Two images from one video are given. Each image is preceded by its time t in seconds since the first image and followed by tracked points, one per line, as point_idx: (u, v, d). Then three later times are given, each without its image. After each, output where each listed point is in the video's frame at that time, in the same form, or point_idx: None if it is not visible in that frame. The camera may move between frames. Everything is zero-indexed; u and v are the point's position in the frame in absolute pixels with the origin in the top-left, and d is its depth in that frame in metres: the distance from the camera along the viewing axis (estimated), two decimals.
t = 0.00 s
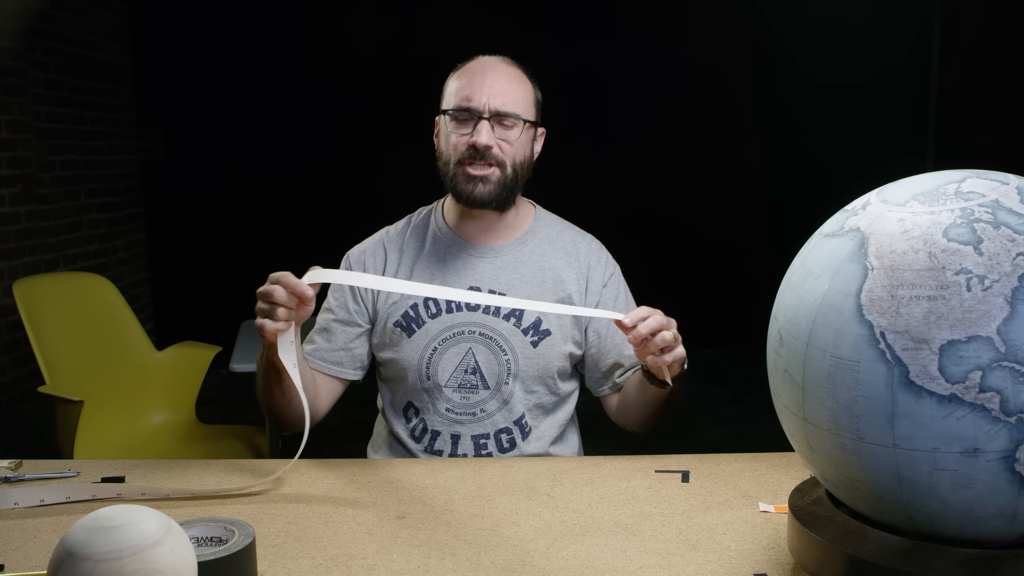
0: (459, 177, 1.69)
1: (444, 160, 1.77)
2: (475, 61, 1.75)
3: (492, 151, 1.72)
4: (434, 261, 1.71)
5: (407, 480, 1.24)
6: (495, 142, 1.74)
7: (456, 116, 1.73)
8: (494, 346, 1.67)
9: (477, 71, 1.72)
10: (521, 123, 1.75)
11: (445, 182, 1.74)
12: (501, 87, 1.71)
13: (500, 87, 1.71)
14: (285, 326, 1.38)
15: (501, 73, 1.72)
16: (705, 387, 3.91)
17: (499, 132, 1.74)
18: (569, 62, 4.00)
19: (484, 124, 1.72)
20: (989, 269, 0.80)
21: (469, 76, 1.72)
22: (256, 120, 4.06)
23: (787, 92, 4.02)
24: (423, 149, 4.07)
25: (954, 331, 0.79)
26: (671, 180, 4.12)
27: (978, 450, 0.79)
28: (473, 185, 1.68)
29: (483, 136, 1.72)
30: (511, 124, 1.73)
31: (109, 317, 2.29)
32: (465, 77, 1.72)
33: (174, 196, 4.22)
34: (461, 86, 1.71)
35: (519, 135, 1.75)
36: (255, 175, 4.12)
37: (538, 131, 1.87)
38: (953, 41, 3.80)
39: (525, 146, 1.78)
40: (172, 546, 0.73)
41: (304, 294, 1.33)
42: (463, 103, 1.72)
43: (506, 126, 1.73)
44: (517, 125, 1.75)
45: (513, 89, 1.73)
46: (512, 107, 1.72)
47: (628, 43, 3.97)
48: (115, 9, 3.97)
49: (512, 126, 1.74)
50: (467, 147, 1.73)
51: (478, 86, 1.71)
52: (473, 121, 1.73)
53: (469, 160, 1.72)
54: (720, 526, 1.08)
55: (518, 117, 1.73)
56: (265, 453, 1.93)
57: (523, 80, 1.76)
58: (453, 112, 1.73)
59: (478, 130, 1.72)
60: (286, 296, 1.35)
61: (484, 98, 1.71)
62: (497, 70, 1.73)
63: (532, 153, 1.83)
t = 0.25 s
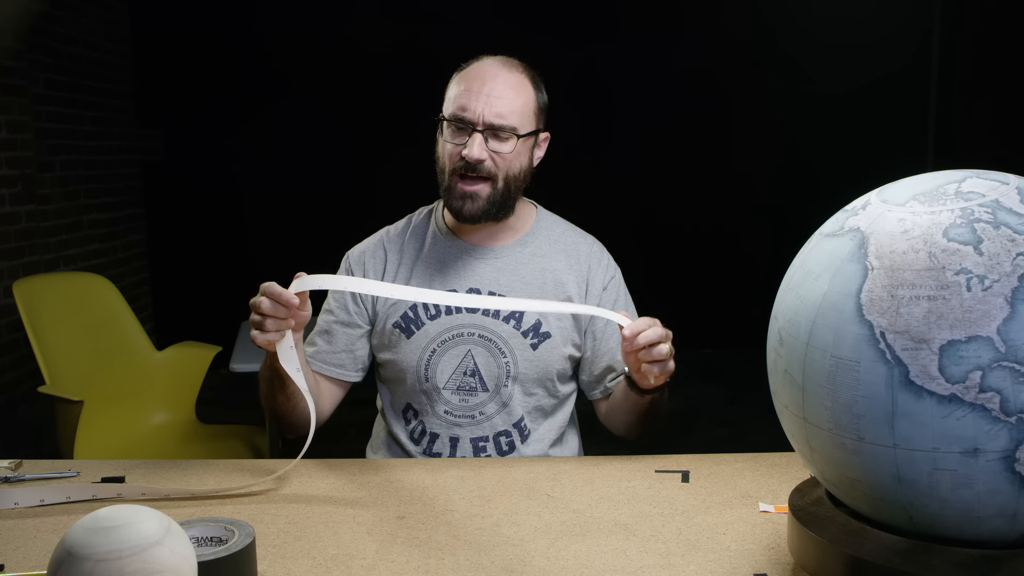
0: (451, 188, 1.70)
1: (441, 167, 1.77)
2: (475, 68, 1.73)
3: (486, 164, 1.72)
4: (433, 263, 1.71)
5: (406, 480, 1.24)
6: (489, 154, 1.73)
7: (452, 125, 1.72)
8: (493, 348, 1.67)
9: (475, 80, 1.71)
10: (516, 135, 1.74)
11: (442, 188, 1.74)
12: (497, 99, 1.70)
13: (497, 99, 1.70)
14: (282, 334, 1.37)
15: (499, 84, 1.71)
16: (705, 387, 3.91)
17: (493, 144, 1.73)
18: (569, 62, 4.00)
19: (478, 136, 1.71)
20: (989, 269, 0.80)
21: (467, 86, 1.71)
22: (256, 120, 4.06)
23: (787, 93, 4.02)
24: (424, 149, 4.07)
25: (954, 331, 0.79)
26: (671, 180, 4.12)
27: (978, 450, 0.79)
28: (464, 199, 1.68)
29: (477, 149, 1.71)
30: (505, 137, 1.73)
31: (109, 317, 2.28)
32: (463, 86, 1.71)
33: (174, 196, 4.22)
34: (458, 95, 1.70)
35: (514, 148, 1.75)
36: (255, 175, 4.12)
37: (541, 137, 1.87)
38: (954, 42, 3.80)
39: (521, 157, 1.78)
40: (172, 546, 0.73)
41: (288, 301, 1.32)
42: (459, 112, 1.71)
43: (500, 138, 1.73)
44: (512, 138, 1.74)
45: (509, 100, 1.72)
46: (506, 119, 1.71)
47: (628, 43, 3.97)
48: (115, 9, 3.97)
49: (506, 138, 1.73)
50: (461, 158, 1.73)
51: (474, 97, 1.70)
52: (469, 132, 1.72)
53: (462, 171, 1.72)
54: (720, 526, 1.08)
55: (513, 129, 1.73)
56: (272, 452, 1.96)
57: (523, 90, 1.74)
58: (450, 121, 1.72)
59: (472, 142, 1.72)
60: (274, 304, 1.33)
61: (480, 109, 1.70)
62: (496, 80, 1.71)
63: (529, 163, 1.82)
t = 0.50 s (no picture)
0: (461, 183, 1.70)
1: (444, 167, 1.78)
2: (469, 66, 1.74)
3: (493, 156, 1.73)
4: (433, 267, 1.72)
5: (406, 480, 1.24)
6: (495, 146, 1.74)
7: (453, 122, 1.73)
8: (493, 353, 1.67)
9: (470, 76, 1.72)
10: (520, 124, 1.75)
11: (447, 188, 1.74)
12: (497, 91, 1.71)
13: (496, 91, 1.71)
14: (293, 348, 1.39)
15: (495, 76, 1.72)
16: (705, 387, 3.91)
17: (498, 136, 1.74)
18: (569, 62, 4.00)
19: (482, 129, 1.72)
20: (990, 269, 0.80)
21: (463, 83, 1.72)
22: (256, 120, 4.06)
23: (787, 93, 4.02)
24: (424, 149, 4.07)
25: (954, 331, 0.79)
26: (671, 180, 4.12)
27: (978, 450, 0.79)
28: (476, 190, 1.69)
29: (482, 141, 1.72)
30: (510, 127, 1.74)
31: (109, 317, 2.28)
32: (459, 84, 1.72)
33: (174, 196, 4.22)
34: (457, 91, 1.71)
35: (519, 137, 1.75)
36: (256, 176, 4.13)
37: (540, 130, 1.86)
38: (954, 42, 3.80)
39: (526, 147, 1.78)
40: (173, 546, 0.73)
41: (300, 317, 1.33)
42: (460, 108, 1.72)
43: (505, 129, 1.74)
44: (516, 127, 1.75)
45: (510, 90, 1.73)
46: (510, 109, 1.72)
47: (628, 43, 3.97)
48: (115, 9, 3.97)
49: (511, 128, 1.74)
50: (467, 153, 1.74)
51: (474, 91, 1.71)
52: (471, 127, 1.73)
53: (469, 167, 1.73)
54: (720, 526, 1.08)
55: (517, 118, 1.74)
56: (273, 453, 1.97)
57: (519, 81, 1.76)
58: (450, 118, 1.73)
59: (478, 135, 1.73)
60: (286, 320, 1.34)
61: (481, 103, 1.71)
62: (491, 73, 1.72)
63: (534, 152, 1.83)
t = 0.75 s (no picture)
0: (462, 180, 1.70)
1: (443, 167, 1.77)
2: (465, 65, 1.75)
3: (493, 153, 1.73)
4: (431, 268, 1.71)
5: (406, 480, 1.24)
6: (495, 143, 1.74)
7: (451, 121, 1.74)
8: (492, 355, 1.67)
9: (467, 74, 1.72)
10: (519, 120, 1.75)
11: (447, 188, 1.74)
12: (496, 88, 1.71)
13: (495, 87, 1.71)
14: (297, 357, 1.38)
15: (493, 73, 1.73)
16: (705, 387, 3.91)
17: (498, 133, 1.74)
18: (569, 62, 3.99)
19: (481, 126, 1.72)
20: (989, 269, 0.80)
21: (460, 80, 1.72)
22: (256, 120, 4.06)
23: (787, 93, 4.02)
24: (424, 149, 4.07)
25: (954, 331, 0.79)
26: (671, 180, 4.12)
27: (978, 450, 0.79)
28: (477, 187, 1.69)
29: (483, 138, 1.72)
30: (509, 124, 1.74)
31: (109, 318, 2.28)
32: (456, 82, 1.72)
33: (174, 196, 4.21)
34: (455, 90, 1.72)
35: (518, 134, 1.76)
36: (256, 176, 4.13)
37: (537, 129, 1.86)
38: (954, 42, 3.80)
39: (525, 145, 1.78)
40: (173, 546, 0.73)
41: (305, 328, 1.33)
42: (458, 106, 1.72)
43: (504, 125, 1.74)
44: (515, 124, 1.75)
45: (508, 87, 1.73)
46: (509, 105, 1.72)
47: (628, 43, 3.97)
48: (115, 9, 3.97)
49: (510, 125, 1.74)
50: (466, 150, 1.73)
51: (472, 89, 1.71)
52: (470, 125, 1.73)
53: (469, 164, 1.73)
54: (720, 526, 1.08)
55: (516, 115, 1.74)
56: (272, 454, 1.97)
57: (516, 78, 1.76)
58: (448, 117, 1.73)
59: (477, 133, 1.72)
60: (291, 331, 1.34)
61: (480, 100, 1.71)
62: (489, 70, 1.73)
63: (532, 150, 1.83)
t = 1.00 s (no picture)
0: (461, 181, 1.70)
1: (442, 166, 1.77)
2: (465, 64, 1.75)
3: (492, 153, 1.73)
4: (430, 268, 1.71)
5: (406, 480, 1.24)
6: (494, 143, 1.74)
7: (450, 120, 1.73)
8: (492, 356, 1.67)
9: (466, 74, 1.72)
10: (519, 120, 1.75)
11: (445, 188, 1.74)
12: (495, 88, 1.71)
13: (494, 87, 1.71)
14: (298, 358, 1.38)
15: (492, 73, 1.72)
16: (705, 387, 3.91)
17: (497, 133, 1.74)
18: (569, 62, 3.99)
19: (481, 125, 1.72)
20: (989, 269, 0.80)
21: (459, 80, 1.72)
22: (255, 120, 4.06)
23: (787, 93, 4.02)
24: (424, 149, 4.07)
25: (954, 331, 0.79)
26: (671, 180, 4.12)
27: (978, 450, 0.79)
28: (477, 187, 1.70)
29: (482, 138, 1.72)
30: (508, 124, 1.74)
31: (109, 318, 2.28)
32: (454, 82, 1.72)
33: (174, 196, 4.22)
34: (453, 90, 1.72)
35: (517, 134, 1.75)
36: (256, 176, 4.12)
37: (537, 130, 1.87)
38: (954, 42, 3.80)
39: (525, 144, 1.78)
40: (172, 546, 0.73)
41: (306, 328, 1.33)
42: (457, 106, 1.72)
43: (503, 125, 1.74)
44: (515, 124, 1.75)
45: (508, 87, 1.73)
46: (508, 105, 1.72)
47: (628, 43, 3.96)
48: (115, 9, 3.97)
49: (509, 124, 1.74)
50: (466, 150, 1.73)
51: (471, 88, 1.71)
52: (469, 124, 1.73)
53: (468, 164, 1.73)
54: (720, 526, 1.08)
55: (515, 114, 1.74)
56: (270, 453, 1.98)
57: (516, 78, 1.76)
58: (447, 117, 1.73)
59: (476, 133, 1.72)
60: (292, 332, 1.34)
61: (478, 99, 1.71)
62: (488, 70, 1.73)
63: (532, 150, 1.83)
